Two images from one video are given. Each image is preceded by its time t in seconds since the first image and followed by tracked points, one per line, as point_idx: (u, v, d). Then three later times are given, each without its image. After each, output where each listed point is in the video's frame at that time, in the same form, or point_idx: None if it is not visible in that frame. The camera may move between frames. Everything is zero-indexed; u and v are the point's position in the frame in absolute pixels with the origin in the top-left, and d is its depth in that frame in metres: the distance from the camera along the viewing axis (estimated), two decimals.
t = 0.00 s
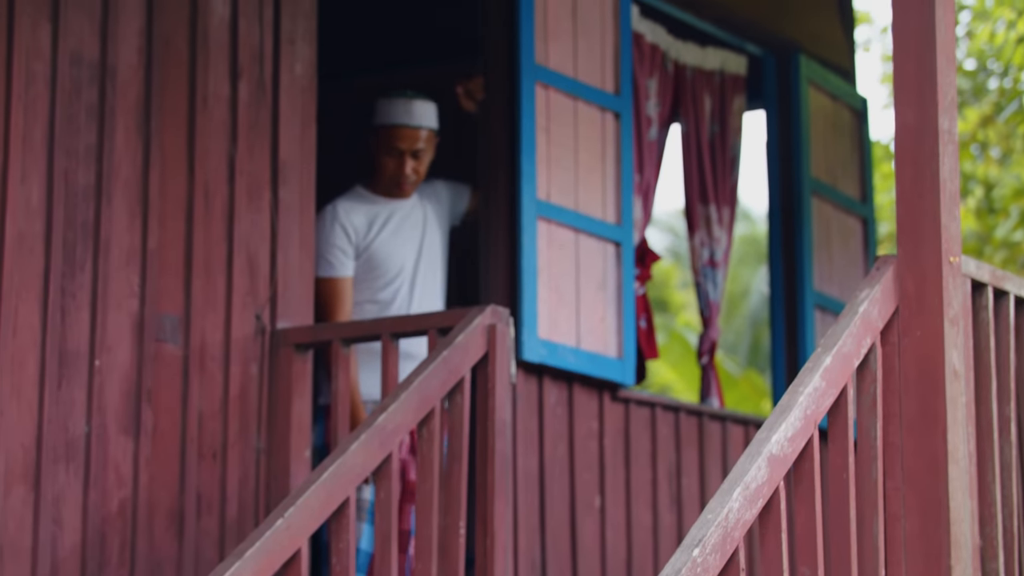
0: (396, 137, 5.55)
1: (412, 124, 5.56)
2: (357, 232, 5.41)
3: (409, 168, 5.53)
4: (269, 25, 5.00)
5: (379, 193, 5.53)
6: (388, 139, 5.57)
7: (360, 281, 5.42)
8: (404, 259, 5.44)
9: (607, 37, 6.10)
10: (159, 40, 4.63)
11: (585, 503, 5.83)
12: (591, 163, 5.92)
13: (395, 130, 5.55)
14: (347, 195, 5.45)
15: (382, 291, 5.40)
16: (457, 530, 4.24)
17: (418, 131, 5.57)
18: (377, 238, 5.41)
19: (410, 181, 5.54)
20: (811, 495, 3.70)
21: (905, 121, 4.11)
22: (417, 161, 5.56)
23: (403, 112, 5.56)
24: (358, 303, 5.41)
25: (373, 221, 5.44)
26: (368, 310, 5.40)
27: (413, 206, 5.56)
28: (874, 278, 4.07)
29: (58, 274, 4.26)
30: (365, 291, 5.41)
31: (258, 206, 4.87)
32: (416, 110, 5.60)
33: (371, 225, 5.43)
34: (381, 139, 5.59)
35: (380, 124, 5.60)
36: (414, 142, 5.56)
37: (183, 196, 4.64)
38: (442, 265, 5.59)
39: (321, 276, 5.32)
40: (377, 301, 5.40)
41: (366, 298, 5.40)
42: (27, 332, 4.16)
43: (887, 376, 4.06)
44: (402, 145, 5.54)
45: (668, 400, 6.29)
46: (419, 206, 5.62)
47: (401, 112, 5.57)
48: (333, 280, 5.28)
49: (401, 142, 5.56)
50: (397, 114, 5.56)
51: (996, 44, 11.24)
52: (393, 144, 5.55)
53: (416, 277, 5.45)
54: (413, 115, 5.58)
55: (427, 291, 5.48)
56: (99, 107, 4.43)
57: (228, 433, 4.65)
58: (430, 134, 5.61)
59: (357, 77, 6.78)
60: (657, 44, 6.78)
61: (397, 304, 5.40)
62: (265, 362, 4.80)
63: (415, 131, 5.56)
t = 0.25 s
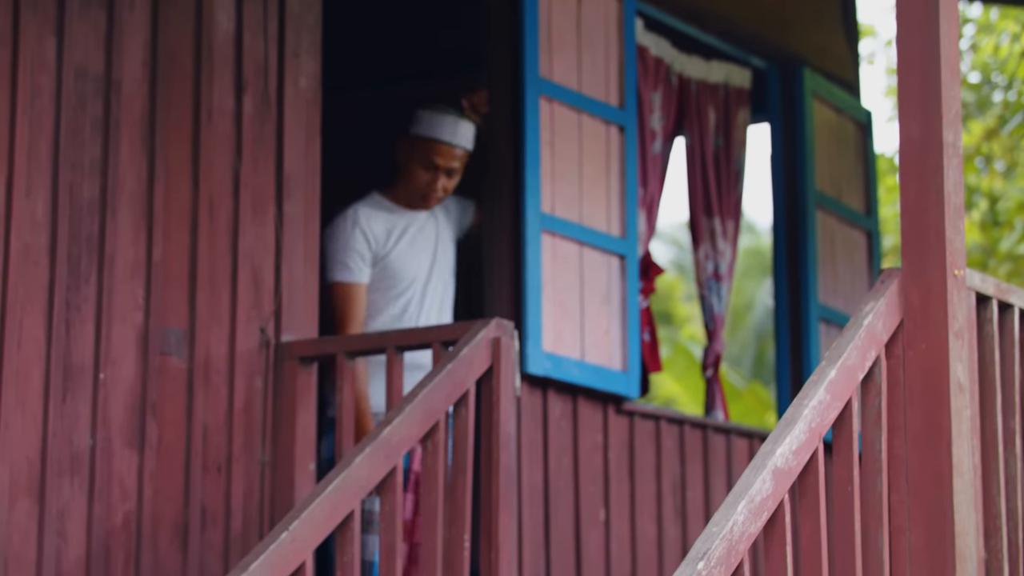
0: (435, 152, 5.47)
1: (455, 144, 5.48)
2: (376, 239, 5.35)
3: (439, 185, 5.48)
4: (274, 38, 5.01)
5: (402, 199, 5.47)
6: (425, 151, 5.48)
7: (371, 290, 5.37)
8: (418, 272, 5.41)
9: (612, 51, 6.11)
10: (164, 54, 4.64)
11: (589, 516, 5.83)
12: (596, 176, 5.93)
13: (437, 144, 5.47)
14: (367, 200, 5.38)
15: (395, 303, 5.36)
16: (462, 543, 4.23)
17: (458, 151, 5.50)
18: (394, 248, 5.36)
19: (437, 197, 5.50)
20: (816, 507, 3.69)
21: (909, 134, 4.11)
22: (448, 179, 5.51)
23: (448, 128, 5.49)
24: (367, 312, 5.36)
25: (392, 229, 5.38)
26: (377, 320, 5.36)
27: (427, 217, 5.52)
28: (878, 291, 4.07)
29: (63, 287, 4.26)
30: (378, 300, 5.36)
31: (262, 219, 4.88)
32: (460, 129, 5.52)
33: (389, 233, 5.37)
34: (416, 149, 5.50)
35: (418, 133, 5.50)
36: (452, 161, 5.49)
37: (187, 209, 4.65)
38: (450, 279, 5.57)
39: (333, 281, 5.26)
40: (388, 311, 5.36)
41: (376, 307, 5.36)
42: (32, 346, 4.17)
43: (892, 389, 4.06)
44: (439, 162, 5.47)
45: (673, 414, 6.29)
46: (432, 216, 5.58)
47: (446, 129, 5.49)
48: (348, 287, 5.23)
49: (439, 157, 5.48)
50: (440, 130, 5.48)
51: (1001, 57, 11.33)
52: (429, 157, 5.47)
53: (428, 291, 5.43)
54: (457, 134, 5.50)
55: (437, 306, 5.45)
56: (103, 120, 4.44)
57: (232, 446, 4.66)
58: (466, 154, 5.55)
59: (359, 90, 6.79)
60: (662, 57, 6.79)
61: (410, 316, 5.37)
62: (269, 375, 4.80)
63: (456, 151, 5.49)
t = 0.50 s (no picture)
0: (464, 147, 5.43)
1: (485, 140, 5.44)
2: (396, 235, 5.29)
3: (466, 182, 5.44)
4: (276, 45, 5.02)
5: (427, 194, 5.44)
6: (453, 148, 5.45)
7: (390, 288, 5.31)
8: (438, 271, 5.35)
9: (614, 57, 6.12)
10: (166, 60, 4.64)
11: (592, 523, 5.83)
12: (598, 183, 5.93)
13: (467, 141, 5.43)
14: (388, 195, 5.33)
15: (415, 301, 5.30)
16: (464, 549, 4.24)
17: (487, 149, 5.46)
18: (414, 245, 5.31)
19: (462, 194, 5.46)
20: (818, 514, 3.69)
21: (912, 140, 4.11)
22: (475, 177, 5.47)
23: (479, 126, 5.45)
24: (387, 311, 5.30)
25: (412, 226, 5.33)
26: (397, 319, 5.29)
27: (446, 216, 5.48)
28: (881, 297, 4.06)
29: (65, 294, 4.26)
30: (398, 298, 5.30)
31: (264, 226, 4.88)
32: (491, 127, 5.48)
33: (410, 229, 5.32)
34: (446, 146, 5.47)
35: (447, 129, 5.48)
36: (481, 159, 5.45)
37: (190, 216, 4.65)
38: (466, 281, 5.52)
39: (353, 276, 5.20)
40: (408, 310, 5.30)
41: (397, 306, 5.29)
42: (35, 353, 4.17)
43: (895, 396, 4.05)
44: (467, 158, 5.43)
45: (675, 420, 6.29)
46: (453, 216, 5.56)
47: (477, 125, 5.45)
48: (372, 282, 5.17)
49: (468, 153, 5.44)
50: (470, 127, 5.44)
51: (1003, 64, 11.37)
52: (457, 154, 5.44)
53: (448, 290, 5.37)
54: (488, 132, 5.46)
55: (456, 306, 5.40)
56: (106, 127, 4.44)
57: (235, 453, 4.66)
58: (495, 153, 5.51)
59: (362, 98, 6.77)
60: (664, 64, 6.79)
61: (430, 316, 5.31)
62: (271, 382, 4.80)
63: (486, 149, 5.45)
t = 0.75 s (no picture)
0: (475, 150, 5.42)
1: (495, 143, 5.45)
2: (409, 239, 5.27)
3: (476, 186, 5.43)
4: (280, 55, 5.03)
5: (437, 198, 5.40)
6: (464, 151, 5.43)
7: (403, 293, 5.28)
8: (451, 277, 5.34)
9: (617, 67, 6.13)
10: (170, 71, 4.65)
11: (594, 532, 5.83)
12: (602, 193, 5.94)
13: (478, 145, 5.42)
14: (399, 200, 5.32)
15: (430, 307, 5.27)
16: (468, 559, 4.25)
17: (497, 152, 5.47)
18: (427, 250, 5.30)
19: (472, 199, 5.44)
20: (821, 524, 3.69)
21: (914, 150, 4.12)
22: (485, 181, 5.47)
23: (490, 129, 5.45)
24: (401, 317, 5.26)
25: (424, 231, 5.31)
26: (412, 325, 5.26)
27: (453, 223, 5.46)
28: (883, 307, 4.05)
29: (69, 304, 4.27)
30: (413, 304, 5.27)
31: (268, 235, 4.90)
32: (501, 130, 5.48)
33: (422, 234, 5.31)
34: (456, 150, 5.45)
35: (457, 133, 5.46)
36: (491, 163, 5.45)
37: (193, 226, 4.66)
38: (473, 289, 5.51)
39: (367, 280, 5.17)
40: (423, 316, 5.26)
41: (412, 311, 5.25)
42: (38, 364, 4.18)
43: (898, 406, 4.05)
44: (478, 160, 5.42)
45: (678, 430, 6.29)
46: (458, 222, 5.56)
47: (487, 127, 5.45)
48: (388, 284, 5.14)
49: (479, 156, 5.43)
50: (481, 130, 5.44)
51: (1005, 73, 11.46)
52: (468, 158, 5.43)
53: (461, 296, 5.36)
54: (498, 134, 5.46)
55: (468, 313, 5.38)
56: (110, 137, 4.46)
57: (239, 462, 4.67)
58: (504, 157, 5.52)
59: (366, 109, 6.79)
60: (667, 74, 6.80)
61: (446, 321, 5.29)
62: (275, 392, 4.81)
63: (496, 152, 5.45)
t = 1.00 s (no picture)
0: (475, 154, 5.43)
1: (494, 146, 5.45)
2: (424, 246, 5.23)
3: (480, 190, 5.43)
4: (282, 67, 5.05)
5: (442, 205, 5.40)
6: (464, 156, 5.43)
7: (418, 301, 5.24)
8: (464, 284, 5.33)
9: (619, 80, 6.15)
10: (172, 83, 4.66)
11: (596, 544, 5.83)
12: (602, 206, 5.96)
13: (477, 148, 5.43)
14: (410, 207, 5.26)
15: (447, 314, 5.26)
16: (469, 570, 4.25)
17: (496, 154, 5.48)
18: (440, 258, 5.27)
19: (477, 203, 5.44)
20: (822, 535, 3.69)
21: (915, 163, 4.13)
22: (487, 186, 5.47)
23: (488, 132, 5.46)
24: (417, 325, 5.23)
25: (439, 238, 5.29)
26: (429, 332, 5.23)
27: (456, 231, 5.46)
28: (884, 320, 4.05)
29: (71, 316, 4.27)
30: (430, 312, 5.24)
31: (270, 247, 4.92)
32: (499, 133, 5.50)
33: (435, 241, 5.28)
34: (455, 155, 5.45)
35: (456, 138, 5.46)
36: (492, 166, 5.46)
37: (196, 239, 4.67)
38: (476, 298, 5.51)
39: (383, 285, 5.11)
40: (440, 323, 5.24)
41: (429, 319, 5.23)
42: (41, 375, 4.17)
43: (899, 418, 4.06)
44: (480, 164, 5.42)
45: (679, 442, 6.30)
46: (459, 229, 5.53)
47: (485, 131, 5.46)
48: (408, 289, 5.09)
49: (479, 160, 5.43)
50: (480, 134, 5.45)
51: (1004, 87, 11.51)
52: (468, 163, 5.43)
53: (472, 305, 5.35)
54: (496, 137, 5.47)
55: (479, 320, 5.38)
56: (113, 149, 4.46)
57: (241, 474, 4.69)
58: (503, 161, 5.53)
59: (367, 121, 6.80)
60: (668, 87, 6.81)
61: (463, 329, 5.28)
62: (277, 404, 4.84)
63: (496, 155, 5.47)
